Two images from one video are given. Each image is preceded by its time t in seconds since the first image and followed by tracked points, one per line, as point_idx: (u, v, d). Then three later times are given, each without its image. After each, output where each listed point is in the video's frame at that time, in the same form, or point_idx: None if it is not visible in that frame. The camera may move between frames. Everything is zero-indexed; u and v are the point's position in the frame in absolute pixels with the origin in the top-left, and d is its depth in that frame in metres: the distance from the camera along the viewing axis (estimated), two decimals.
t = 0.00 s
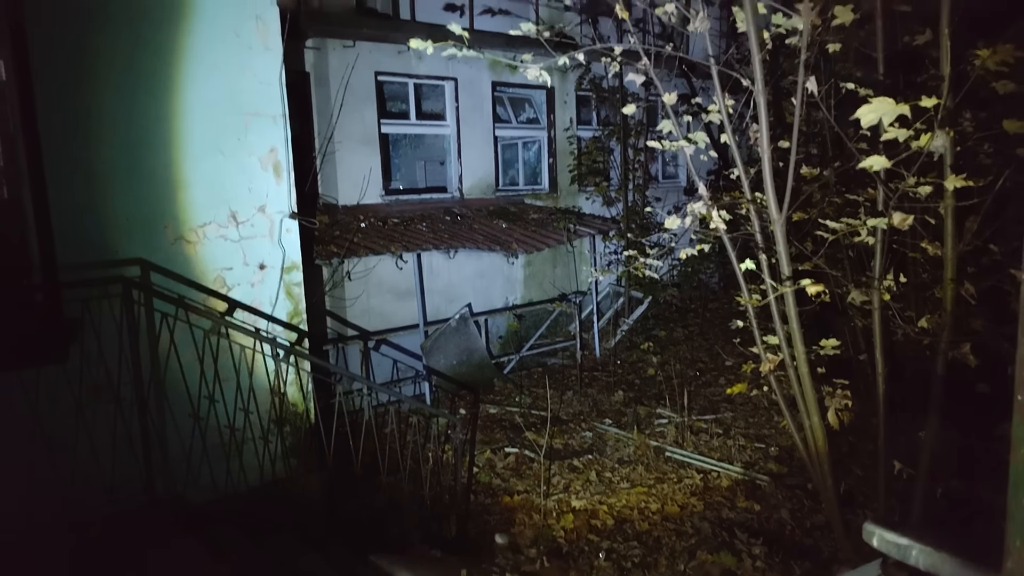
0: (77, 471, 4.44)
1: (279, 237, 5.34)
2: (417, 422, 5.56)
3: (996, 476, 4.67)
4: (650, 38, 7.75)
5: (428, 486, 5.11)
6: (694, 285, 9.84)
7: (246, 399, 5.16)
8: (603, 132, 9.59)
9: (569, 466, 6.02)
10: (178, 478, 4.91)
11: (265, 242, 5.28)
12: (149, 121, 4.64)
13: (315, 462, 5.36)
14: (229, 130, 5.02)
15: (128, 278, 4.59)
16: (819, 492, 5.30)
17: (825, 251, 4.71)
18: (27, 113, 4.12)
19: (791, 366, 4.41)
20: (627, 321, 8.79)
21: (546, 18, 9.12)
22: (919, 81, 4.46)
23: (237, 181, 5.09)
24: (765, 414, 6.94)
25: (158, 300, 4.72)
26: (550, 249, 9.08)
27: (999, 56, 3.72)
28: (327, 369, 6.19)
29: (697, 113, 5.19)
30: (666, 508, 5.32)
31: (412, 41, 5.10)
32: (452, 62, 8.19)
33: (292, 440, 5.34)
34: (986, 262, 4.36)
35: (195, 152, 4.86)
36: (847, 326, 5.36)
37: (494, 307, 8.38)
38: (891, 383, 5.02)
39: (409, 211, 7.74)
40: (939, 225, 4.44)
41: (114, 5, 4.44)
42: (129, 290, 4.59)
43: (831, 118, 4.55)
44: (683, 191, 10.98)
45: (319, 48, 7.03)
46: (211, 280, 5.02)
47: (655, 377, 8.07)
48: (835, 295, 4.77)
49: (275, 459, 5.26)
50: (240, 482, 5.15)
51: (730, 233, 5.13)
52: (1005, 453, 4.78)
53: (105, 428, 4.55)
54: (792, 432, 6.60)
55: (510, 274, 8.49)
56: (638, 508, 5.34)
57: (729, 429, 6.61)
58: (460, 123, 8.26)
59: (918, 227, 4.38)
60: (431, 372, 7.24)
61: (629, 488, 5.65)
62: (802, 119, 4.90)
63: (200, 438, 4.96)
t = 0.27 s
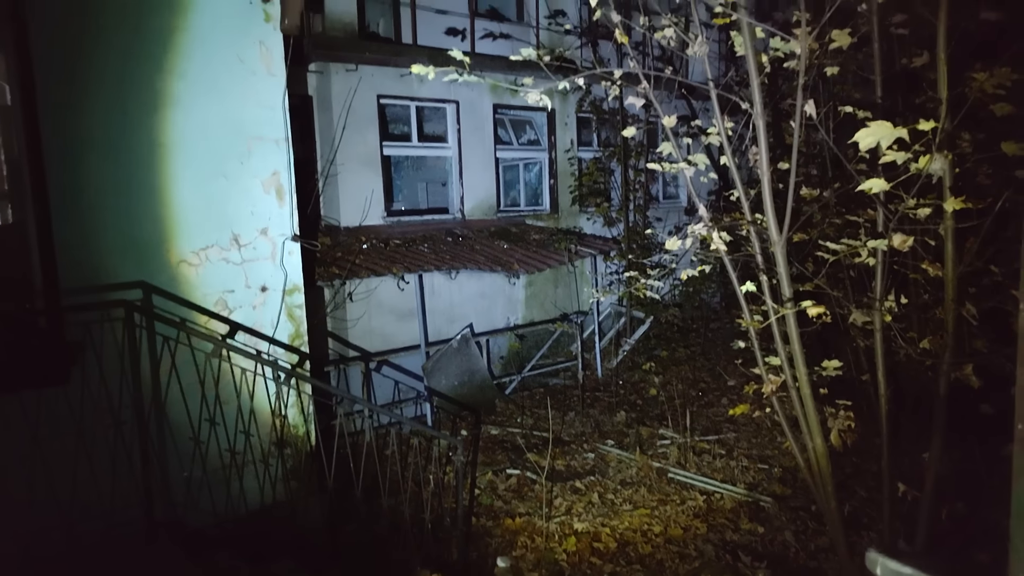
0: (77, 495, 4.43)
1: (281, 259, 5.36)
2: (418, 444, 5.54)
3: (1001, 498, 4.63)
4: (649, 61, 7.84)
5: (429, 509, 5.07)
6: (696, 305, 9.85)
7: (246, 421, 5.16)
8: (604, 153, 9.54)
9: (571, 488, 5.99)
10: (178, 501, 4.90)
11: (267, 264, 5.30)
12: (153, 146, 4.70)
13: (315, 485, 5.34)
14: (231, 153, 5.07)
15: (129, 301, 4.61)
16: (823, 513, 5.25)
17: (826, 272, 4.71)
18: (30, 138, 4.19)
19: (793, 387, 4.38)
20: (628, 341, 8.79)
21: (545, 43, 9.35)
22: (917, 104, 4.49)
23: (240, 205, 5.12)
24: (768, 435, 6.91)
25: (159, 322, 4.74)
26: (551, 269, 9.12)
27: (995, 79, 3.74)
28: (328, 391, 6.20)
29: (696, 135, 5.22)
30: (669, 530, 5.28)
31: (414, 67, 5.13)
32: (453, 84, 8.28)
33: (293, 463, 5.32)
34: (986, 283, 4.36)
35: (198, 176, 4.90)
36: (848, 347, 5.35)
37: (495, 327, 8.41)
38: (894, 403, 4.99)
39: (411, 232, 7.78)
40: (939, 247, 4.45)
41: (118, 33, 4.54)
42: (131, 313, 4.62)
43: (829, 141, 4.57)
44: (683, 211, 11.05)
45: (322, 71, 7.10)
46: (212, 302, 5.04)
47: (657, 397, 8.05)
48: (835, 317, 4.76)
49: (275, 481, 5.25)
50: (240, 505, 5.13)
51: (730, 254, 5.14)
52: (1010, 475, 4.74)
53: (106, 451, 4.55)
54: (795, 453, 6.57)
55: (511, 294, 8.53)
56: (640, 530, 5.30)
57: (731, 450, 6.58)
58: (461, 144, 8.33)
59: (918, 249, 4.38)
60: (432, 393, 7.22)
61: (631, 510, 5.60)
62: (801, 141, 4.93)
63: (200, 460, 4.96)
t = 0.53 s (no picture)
0: (76, 514, 4.37)
1: (279, 274, 5.36)
2: (417, 459, 5.52)
3: (1003, 510, 4.60)
4: (645, 74, 7.88)
5: (428, 523, 5.04)
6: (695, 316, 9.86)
7: (245, 437, 5.17)
8: (602, 166, 9.45)
9: (572, 502, 5.96)
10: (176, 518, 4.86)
11: (265, 279, 5.30)
12: (151, 162, 4.72)
13: (314, 500, 5.34)
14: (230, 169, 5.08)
15: (129, 318, 4.62)
16: (824, 526, 5.22)
17: (825, 284, 4.71)
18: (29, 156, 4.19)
19: (792, 399, 4.35)
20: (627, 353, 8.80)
21: (542, 59, 9.47)
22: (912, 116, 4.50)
23: (239, 220, 5.13)
24: (768, 446, 6.89)
25: (158, 339, 4.74)
26: (550, 281, 9.15)
27: (990, 91, 3.75)
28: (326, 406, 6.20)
29: (693, 148, 5.24)
30: (670, 543, 5.25)
31: (411, 83, 5.13)
32: (451, 99, 8.33)
33: (292, 478, 5.32)
34: (985, 294, 4.36)
35: (196, 192, 4.92)
36: (847, 358, 5.35)
37: (494, 340, 8.42)
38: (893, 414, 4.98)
39: (409, 246, 7.79)
40: (936, 258, 4.45)
41: (115, 50, 4.57)
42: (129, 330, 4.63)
43: (826, 153, 4.58)
44: (682, 223, 11.09)
45: (320, 86, 7.14)
46: (211, 318, 5.04)
47: (657, 409, 8.04)
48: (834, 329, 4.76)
49: (274, 496, 5.24)
50: (239, 521, 5.11)
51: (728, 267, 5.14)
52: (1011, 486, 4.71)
53: (104, 469, 4.52)
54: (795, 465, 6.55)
55: (510, 307, 8.55)
56: (641, 544, 5.27)
57: (732, 461, 6.56)
58: (459, 158, 8.37)
59: (915, 260, 4.39)
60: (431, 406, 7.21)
61: (631, 523, 5.58)
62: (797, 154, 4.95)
63: (199, 477, 4.94)
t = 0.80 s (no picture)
0: (75, 531, 4.38)
1: (281, 291, 5.37)
2: (418, 477, 5.49)
3: (1009, 529, 4.55)
4: (646, 91, 7.94)
5: (429, 541, 5.00)
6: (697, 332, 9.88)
7: (246, 454, 5.14)
8: (603, 182, 9.28)
9: (574, 519, 5.93)
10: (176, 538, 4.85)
11: (267, 295, 5.31)
12: (155, 179, 4.75)
13: (315, 519, 5.31)
14: (233, 186, 5.10)
15: (130, 335, 4.63)
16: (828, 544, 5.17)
17: (826, 300, 4.70)
18: (32, 174, 4.26)
19: (795, 417, 4.32)
20: (629, 369, 8.79)
21: (543, 76, 9.57)
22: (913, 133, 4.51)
23: (241, 237, 5.14)
24: (771, 463, 6.86)
25: (159, 356, 4.75)
26: (552, 296, 9.17)
27: (989, 109, 3.77)
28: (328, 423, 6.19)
29: (694, 165, 5.25)
30: (673, 562, 5.20)
31: (413, 101, 5.13)
32: (453, 116, 8.39)
33: (293, 496, 5.28)
34: (987, 311, 4.35)
35: (199, 209, 4.93)
36: (850, 375, 5.33)
37: (496, 355, 8.42)
38: (897, 432, 4.96)
39: (411, 262, 7.81)
40: (937, 276, 4.44)
41: (119, 69, 4.63)
42: (131, 347, 4.63)
43: (826, 171, 4.58)
44: (683, 239, 11.14)
45: (323, 103, 7.20)
46: (213, 334, 5.04)
47: (659, 426, 8.03)
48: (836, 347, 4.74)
49: (274, 514, 5.21)
50: (239, 540, 5.06)
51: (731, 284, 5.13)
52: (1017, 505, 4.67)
53: (104, 487, 4.52)
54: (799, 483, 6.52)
55: (512, 323, 8.57)
56: (643, 562, 5.23)
57: (735, 478, 6.53)
58: (461, 174, 8.41)
59: (918, 277, 4.37)
60: (432, 422, 7.19)
61: (634, 541, 5.54)
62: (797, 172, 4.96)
63: (200, 496, 4.92)
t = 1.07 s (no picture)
0: (74, 544, 4.37)
1: (283, 302, 5.35)
2: (418, 490, 5.47)
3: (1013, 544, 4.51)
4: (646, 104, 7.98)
5: (429, 555, 4.97)
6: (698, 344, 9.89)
7: (246, 466, 5.11)
8: (604, 195, 9.37)
9: (575, 532, 5.90)
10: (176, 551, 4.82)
11: (268, 307, 5.29)
12: (157, 191, 4.77)
13: (314, 531, 5.28)
14: (235, 198, 5.11)
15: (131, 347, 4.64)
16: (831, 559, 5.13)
17: (827, 314, 4.69)
18: (34, 187, 4.30)
19: (797, 430, 4.30)
20: (630, 381, 8.78)
21: (545, 88, 9.62)
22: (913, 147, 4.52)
23: (242, 249, 5.14)
24: (774, 476, 6.83)
25: (160, 367, 4.74)
26: (553, 308, 9.18)
27: (990, 123, 3.78)
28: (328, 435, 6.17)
29: (695, 177, 5.25)
30: None
31: (415, 113, 5.12)
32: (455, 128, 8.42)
33: (293, 508, 5.25)
34: (989, 326, 4.34)
35: (200, 220, 4.94)
36: (851, 389, 5.31)
37: (497, 367, 8.42)
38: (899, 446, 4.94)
39: (413, 273, 7.82)
40: (938, 290, 4.43)
41: (119, 82, 4.65)
42: (132, 359, 4.63)
43: (827, 184, 4.58)
44: (684, 251, 11.16)
45: (325, 116, 7.24)
46: (213, 346, 5.04)
47: (661, 438, 8.01)
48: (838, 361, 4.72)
49: (273, 527, 5.18)
50: (238, 552, 5.03)
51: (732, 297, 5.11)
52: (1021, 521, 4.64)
53: (104, 500, 4.51)
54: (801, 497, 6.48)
55: (513, 334, 8.57)
56: None
57: (736, 491, 6.49)
58: (462, 186, 8.43)
59: (919, 291, 4.36)
60: (433, 434, 7.17)
61: (635, 555, 5.50)
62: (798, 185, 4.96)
63: (200, 509, 4.90)
